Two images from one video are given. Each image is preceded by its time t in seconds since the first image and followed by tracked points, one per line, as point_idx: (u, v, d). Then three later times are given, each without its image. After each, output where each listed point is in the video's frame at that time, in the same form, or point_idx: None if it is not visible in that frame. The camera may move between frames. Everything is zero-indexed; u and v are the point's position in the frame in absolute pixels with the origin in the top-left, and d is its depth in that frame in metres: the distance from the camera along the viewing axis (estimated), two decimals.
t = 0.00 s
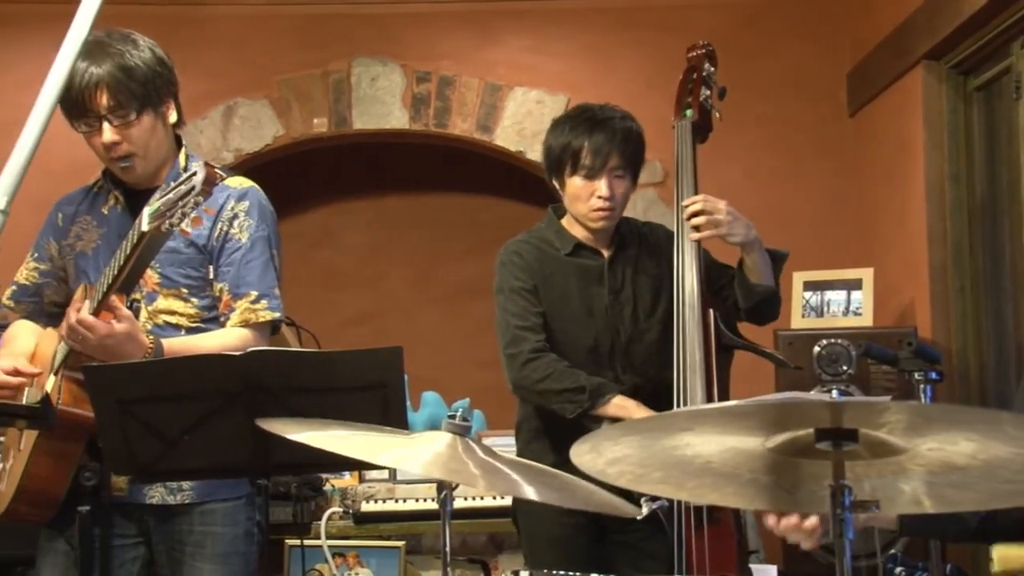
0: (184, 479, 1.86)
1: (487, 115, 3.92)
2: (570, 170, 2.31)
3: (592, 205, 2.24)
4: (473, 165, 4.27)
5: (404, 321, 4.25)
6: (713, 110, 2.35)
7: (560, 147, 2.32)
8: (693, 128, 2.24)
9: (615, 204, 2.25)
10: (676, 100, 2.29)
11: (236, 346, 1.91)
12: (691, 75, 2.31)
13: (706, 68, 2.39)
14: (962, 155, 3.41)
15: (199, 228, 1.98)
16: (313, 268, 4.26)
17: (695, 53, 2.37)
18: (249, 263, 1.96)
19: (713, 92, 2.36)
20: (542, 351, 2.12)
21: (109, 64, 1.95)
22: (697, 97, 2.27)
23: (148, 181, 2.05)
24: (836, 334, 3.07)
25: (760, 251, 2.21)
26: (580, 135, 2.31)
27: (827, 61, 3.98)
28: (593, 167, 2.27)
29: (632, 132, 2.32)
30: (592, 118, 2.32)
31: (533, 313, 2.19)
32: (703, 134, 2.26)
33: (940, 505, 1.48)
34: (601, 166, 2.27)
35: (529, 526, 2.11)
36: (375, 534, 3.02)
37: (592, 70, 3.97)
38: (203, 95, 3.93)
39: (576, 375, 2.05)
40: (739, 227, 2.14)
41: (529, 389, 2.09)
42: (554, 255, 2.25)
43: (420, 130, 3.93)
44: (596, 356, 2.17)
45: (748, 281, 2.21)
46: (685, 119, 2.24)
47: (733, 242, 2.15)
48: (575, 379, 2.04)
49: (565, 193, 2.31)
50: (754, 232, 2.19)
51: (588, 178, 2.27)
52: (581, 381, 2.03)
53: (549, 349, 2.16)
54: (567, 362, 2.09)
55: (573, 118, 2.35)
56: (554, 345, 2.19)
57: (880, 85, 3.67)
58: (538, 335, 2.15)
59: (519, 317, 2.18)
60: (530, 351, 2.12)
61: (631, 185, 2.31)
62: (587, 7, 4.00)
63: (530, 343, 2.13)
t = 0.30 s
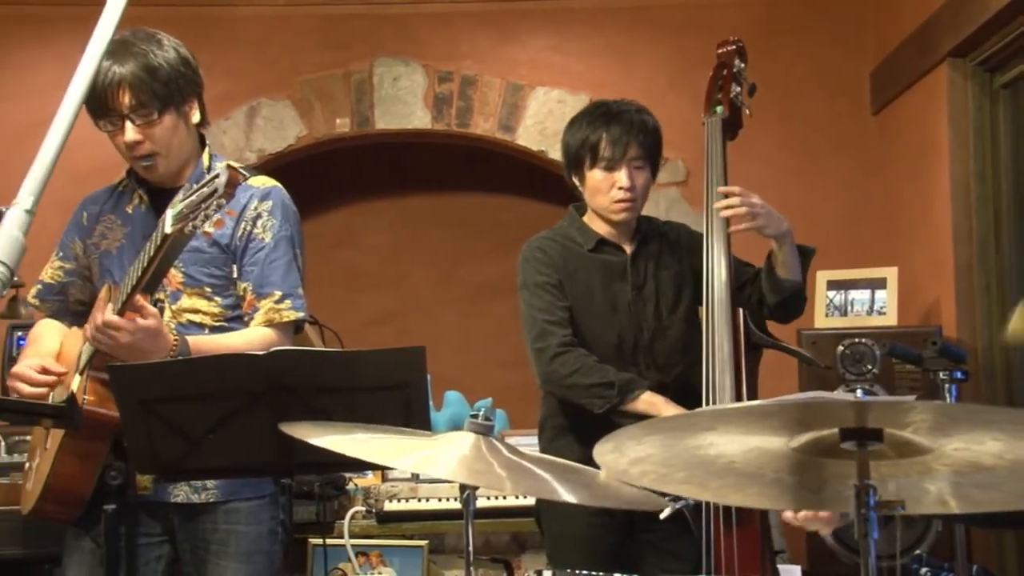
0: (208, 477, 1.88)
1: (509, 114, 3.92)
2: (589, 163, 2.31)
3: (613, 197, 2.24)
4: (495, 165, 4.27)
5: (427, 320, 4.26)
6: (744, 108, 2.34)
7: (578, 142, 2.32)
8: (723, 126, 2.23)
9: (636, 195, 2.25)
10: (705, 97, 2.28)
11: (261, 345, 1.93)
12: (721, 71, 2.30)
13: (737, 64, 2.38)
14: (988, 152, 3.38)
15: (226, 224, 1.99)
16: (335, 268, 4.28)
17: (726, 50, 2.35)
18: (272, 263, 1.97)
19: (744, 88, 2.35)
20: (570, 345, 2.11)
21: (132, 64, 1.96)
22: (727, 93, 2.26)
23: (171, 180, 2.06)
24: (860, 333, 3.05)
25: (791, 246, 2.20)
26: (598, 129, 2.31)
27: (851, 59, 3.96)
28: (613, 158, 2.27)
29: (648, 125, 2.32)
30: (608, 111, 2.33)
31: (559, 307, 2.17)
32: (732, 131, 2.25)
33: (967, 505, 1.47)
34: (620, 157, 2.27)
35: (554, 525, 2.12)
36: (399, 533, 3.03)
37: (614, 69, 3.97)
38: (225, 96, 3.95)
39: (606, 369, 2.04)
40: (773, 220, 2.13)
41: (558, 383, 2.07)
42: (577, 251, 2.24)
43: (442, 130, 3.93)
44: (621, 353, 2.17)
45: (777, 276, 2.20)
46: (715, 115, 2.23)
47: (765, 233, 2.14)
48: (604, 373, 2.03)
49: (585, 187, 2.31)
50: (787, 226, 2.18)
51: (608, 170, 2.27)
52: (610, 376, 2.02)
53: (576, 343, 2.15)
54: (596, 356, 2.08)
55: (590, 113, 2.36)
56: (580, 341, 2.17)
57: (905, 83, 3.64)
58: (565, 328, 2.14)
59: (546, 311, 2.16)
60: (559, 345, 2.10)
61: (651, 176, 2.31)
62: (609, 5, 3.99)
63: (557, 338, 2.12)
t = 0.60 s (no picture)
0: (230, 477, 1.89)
1: (530, 114, 3.93)
2: (605, 163, 2.31)
3: (629, 195, 2.24)
4: (516, 165, 4.27)
5: (448, 320, 4.27)
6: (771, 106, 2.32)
7: (593, 141, 2.33)
8: (748, 124, 2.22)
9: (653, 193, 2.25)
10: (731, 95, 2.27)
11: (283, 346, 1.93)
12: (747, 69, 2.28)
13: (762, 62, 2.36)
14: (1013, 151, 3.36)
15: (244, 229, 2.00)
16: (357, 268, 4.29)
17: (752, 48, 2.33)
18: (293, 264, 1.97)
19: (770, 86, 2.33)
20: (588, 356, 2.10)
21: (152, 71, 1.98)
22: (753, 91, 2.25)
23: (194, 183, 2.06)
24: (884, 332, 3.03)
25: (814, 205, 2.13)
26: (613, 127, 2.32)
27: (873, 56, 3.94)
28: (628, 157, 2.28)
29: (663, 123, 2.32)
30: (622, 110, 2.33)
31: (577, 313, 2.17)
32: (756, 129, 2.25)
33: (991, 505, 1.46)
34: (636, 155, 2.27)
35: (575, 525, 2.11)
36: (421, 533, 3.04)
37: (635, 68, 3.96)
38: (248, 97, 3.97)
39: (621, 384, 2.03)
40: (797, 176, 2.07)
41: (577, 396, 2.07)
42: (594, 250, 2.25)
43: (463, 129, 3.94)
44: (641, 353, 2.16)
45: (803, 240, 2.15)
46: (741, 114, 2.23)
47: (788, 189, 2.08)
48: (619, 388, 2.02)
49: (601, 186, 2.31)
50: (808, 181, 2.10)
51: (623, 168, 2.27)
52: (625, 391, 2.01)
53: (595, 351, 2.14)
54: (613, 367, 2.07)
55: (605, 112, 2.37)
56: (599, 347, 2.17)
57: (928, 81, 3.62)
58: (583, 336, 2.14)
59: (564, 319, 2.16)
60: (576, 356, 2.10)
61: (667, 175, 2.31)
62: (629, 5, 3.99)
63: (575, 348, 2.11)
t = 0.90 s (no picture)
0: (251, 476, 1.89)
1: (551, 114, 3.93)
2: (623, 176, 2.30)
3: (643, 211, 2.23)
4: (537, 165, 4.27)
5: (469, 320, 4.27)
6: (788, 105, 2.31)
7: (613, 152, 2.31)
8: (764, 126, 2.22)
9: (667, 211, 2.23)
10: (747, 96, 2.27)
11: (305, 344, 1.94)
12: (764, 70, 2.27)
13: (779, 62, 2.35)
14: None
15: (266, 228, 2.01)
16: (378, 267, 4.30)
17: (768, 48, 2.33)
18: (314, 259, 1.98)
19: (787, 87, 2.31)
20: (601, 362, 2.10)
21: (172, 66, 2.00)
22: (769, 92, 2.24)
23: (212, 181, 2.07)
24: (907, 331, 3.01)
25: (832, 181, 2.18)
26: (633, 140, 2.29)
27: (896, 54, 3.91)
28: (645, 173, 2.25)
29: (687, 138, 2.30)
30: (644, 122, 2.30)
31: (592, 321, 2.17)
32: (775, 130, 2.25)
33: (1016, 505, 1.45)
34: (652, 172, 2.25)
35: (595, 525, 2.11)
36: (442, 532, 3.03)
37: (656, 67, 3.95)
38: (270, 98, 3.99)
39: (632, 386, 2.02)
40: (809, 152, 2.14)
41: (590, 402, 2.07)
42: (611, 258, 2.24)
43: (484, 129, 3.94)
44: (661, 357, 2.16)
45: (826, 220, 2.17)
46: (758, 114, 2.23)
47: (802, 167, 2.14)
48: (630, 391, 2.02)
49: (618, 198, 2.30)
50: (824, 157, 2.16)
51: (640, 184, 2.26)
52: (636, 394, 2.01)
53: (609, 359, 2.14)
54: (625, 372, 2.07)
55: (628, 122, 2.34)
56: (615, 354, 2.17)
57: (952, 79, 3.59)
58: (596, 345, 2.14)
59: (578, 327, 2.17)
60: (588, 364, 2.10)
61: (686, 191, 2.28)
62: (651, 3, 3.98)
63: (588, 356, 2.12)
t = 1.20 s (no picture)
0: (275, 475, 1.90)
1: (573, 113, 3.93)
2: (649, 181, 2.28)
3: (670, 217, 2.22)
4: (559, 164, 4.26)
5: (492, 320, 4.27)
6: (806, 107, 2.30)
7: (639, 156, 2.30)
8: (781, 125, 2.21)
9: (694, 217, 2.21)
10: (765, 97, 2.26)
11: (332, 343, 1.94)
12: (781, 70, 2.26)
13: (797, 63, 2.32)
14: None
15: (290, 227, 2.02)
16: (401, 267, 4.31)
17: (784, 49, 2.31)
18: (339, 260, 1.99)
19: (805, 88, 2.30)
20: (618, 373, 2.09)
21: (194, 73, 2.00)
22: (786, 92, 2.23)
23: (237, 184, 2.08)
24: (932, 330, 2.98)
25: (852, 175, 2.18)
26: (659, 145, 2.28)
27: (922, 52, 3.88)
28: (671, 179, 2.24)
29: (714, 142, 2.29)
30: (671, 127, 2.29)
31: (614, 327, 2.17)
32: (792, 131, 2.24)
33: None
34: (679, 177, 2.24)
35: (617, 525, 2.10)
36: (466, 531, 3.03)
37: (679, 66, 3.94)
38: (293, 98, 4.00)
39: (648, 400, 2.02)
40: (823, 150, 2.12)
41: (608, 413, 2.07)
42: (637, 260, 2.24)
43: (507, 129, 3.95)
44: (685, 359, 2.15)
45: (849, 212, 2.17)
46: (774, 115, 2.22)
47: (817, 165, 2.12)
48: (645, 405, 2.01)
49: (644, 201, 2.29)
50: (843, 151, 2.15)
51: (666, 189, 2.25)
52: (652, 408, 2.00)
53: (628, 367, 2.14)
54: (642, 383, 2.06)
55: (654, 125, 2.32)
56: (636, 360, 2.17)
57: (978, 77, 3.56)
58: (615, 354, 2.13)
59: (599, 335, 2.16)
60: (605, 376, 2.10)
61: (713, 196, 2.27)
62: (673, 2, 3.97)
63: (605, 367, 2.11)
